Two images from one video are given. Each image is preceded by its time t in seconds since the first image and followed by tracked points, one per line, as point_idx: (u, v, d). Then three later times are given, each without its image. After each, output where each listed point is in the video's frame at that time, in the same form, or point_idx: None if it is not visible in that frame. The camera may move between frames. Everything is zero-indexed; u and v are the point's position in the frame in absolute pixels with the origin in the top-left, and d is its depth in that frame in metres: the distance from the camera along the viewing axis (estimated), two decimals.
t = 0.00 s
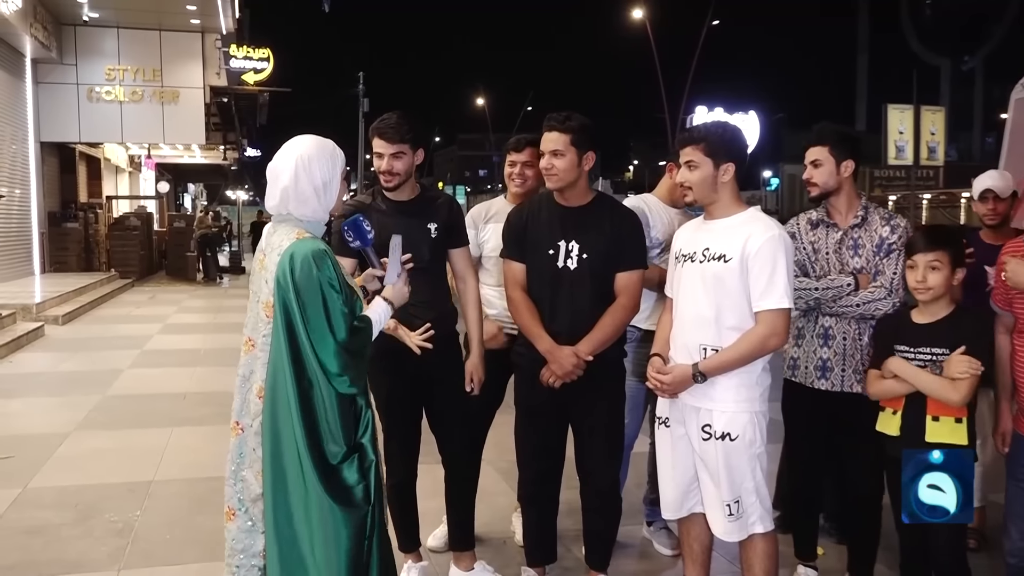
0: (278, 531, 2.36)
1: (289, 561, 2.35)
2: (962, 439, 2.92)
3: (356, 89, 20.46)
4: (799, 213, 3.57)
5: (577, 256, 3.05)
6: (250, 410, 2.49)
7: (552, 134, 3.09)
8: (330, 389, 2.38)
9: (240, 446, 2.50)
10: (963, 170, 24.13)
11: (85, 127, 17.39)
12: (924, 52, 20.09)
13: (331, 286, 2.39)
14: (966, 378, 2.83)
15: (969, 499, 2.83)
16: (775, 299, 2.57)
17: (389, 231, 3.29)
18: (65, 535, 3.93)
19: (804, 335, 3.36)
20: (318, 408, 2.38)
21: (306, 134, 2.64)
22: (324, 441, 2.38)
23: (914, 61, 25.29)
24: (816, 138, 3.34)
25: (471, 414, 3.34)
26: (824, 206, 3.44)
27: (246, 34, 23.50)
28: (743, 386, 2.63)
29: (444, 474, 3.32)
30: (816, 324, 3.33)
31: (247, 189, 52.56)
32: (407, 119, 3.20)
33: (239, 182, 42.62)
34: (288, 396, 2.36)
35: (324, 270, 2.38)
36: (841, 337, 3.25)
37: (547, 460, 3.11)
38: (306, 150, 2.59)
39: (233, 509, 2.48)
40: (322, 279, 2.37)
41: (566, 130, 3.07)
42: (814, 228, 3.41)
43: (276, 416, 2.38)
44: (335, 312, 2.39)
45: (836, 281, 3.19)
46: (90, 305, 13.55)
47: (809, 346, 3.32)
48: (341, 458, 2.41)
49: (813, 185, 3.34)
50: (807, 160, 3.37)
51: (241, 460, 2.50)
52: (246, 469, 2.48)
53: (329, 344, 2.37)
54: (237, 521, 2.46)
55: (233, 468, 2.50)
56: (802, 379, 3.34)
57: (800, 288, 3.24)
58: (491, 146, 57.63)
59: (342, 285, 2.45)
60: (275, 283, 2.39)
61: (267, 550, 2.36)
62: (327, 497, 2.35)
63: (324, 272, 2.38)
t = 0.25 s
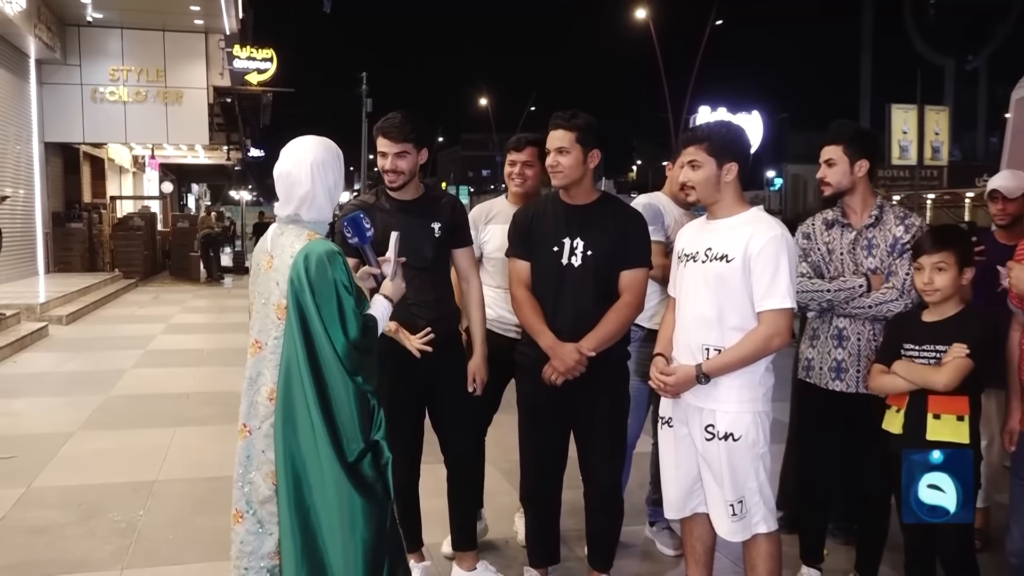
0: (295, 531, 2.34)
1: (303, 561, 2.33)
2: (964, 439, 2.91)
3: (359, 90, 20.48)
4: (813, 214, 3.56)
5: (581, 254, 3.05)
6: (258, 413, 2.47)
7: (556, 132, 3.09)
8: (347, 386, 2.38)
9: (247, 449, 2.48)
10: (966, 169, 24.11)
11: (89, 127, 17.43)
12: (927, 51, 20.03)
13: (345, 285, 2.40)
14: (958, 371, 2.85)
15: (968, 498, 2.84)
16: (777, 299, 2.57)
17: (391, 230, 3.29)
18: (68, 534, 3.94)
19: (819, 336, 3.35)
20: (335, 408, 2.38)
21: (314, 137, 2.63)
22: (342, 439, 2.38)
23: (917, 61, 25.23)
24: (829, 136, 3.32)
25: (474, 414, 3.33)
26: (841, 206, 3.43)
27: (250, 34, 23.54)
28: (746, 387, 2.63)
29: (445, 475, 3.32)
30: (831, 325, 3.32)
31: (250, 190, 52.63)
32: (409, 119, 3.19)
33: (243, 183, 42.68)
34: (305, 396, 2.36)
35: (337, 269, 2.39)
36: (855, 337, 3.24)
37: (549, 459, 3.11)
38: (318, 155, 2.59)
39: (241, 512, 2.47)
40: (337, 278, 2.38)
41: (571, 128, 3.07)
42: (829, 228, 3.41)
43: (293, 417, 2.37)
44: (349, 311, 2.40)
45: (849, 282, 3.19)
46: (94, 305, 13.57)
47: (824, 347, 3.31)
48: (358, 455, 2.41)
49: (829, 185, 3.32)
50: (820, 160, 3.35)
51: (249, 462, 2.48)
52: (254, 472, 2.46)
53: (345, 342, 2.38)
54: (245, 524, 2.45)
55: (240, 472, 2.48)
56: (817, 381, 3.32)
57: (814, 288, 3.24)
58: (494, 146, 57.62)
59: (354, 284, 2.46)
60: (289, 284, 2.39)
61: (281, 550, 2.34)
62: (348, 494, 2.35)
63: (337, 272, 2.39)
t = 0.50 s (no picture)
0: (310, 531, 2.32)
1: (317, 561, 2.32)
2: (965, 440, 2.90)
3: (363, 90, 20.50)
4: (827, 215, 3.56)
5: (585, 252, 3.04)
6: (269, 415, 2.45)
7: (562, 132, 3.09)
8: (363, 384, 2.38)
9: (256, 452, 2.46)
10: (971, 169, 24.05)
11: (93, 127, 17.47)
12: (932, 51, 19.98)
13: (360, 283, 2.41)
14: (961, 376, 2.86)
15: (968, 499, 2.84)
16: (778, 299, 2.56)
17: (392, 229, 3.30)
18: (72, 534, 3.95)
19: (826, 337, 3.35)
20: (351, 405, 2.39)
21: (321, 138, 2.62)
22: (358, 437, 2.38)
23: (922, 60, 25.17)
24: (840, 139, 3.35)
25: (477, 414, 3.34)
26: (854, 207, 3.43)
27: (254, 35, 23.58)
28: (747, 387, 2.62)
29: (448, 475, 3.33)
30: (837, 325, 3.32)
31: (254, 190, 52.72)
32: (413, 120, 3.19)
33: (247, 183, 42.76)
34: (322, 394, 2.36)
35: (352, 268, 2.40)
36: (860, 338, 3.24)
37: (552, 459, 3.11)
38: (326, 155, 2.59)
39: (247, 516, 2.44)
40: (353, 276, 2.39)
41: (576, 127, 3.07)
42: (840, 228, 3.41)
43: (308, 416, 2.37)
44: (365, 308, 2.40)
45: (855, 282, 3.19)
46: (98, 305, 13.60)
47: (830, 347, 3.31)
48: (375, 453, 2.40)
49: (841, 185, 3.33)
50: (835, 160, 3.35)
51: (255, 466, 2.46)
52: (262, 474, 2.45)
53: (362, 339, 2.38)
54: (252, 527, 2.43)
55: (246, 475, 2.45)
56: (821, 381, 3.33)
57: (818, 287, 3.23)
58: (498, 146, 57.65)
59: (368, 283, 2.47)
60: (305, 282, 2.39)
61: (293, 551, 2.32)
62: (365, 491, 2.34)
63: (352, 270, 2.40)
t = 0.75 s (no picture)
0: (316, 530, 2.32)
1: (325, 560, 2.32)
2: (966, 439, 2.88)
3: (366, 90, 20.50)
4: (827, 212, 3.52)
5: (588, 251, 3.04)
6: (273, 415, 2.45)
7: (567, 131, 3.09)
8: (368, 381, 2.39)
9: (259, 452, 2.46)
10: (974, 168, 24.02)
11: (97, 128, 17.50)
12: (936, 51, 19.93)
13: (364, 281, 2.42)
14: (965, 372, 2.84)
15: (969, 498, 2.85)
16: (776, 297, 2.56)
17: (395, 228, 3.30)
18: (75, 533, 3.95)
19: (822, 334, 3.32)
20: (357, 402, 2.40)
21: (324, 137, 2.61)
22: (363, 435, 2.39)
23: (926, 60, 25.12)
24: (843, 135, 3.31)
25: (480, 411, 3.34)
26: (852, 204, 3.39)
27: (257, 35, 23.60)
28: (747, 387, 2.62)
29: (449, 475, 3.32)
30: (832, 323, 3.28)
31: (257, 190, 52.80)
32: (414, 119, 3.19)
33: (250, 184, 42.83)
34: (327, 392, 2.37)
35: (356, 266, 2.42)
36: (856, 337, 3.20)
37: (553, 458, 3.10)
38: (331, 155, 2.59)
39: (251, 517, 2.41)
40: (357, 274, 2.41)
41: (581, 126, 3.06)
42: (839, 226, 3.37)
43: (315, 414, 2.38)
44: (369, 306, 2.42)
45: (852, 280, 3.15)
46: (102, 305, 13.63)
47: (826, 345, 3.27)
48: (380, 449, 2.42)
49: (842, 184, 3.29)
50: (835, 157, 3.32)
51: (260, 465, 2.45)
52: (267, 474, 2.45)
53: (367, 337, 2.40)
54: (256, 528, 2.40)
55: (249, 476, 2.44)
56: (816, 379, 3.29)
57: (814, 285, 3.20)
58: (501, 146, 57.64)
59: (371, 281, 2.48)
60: (309, 281, 2.40)
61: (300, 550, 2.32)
62: (371, 489, 2.35)
63: (356, 269, 2.41)
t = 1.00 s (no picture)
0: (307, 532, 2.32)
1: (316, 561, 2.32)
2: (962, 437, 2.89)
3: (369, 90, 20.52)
4: (810, 211, 3.50)
5: (588, 250, 3.03)
6: (268, 413, 2.45)
7: (567, 130, 3.07)
8: (362, 383, 2.38)
9: (253, 450, 2.45)
10: (978, 167, 23.99)
11: (100, 128, 17.54)
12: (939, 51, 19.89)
13: (360, 282, 2.40)
14: (954, 363, 2.86)
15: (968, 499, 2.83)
16: (770, 294, 2.54)
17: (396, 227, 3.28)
18: (76, 532, 3.96)
19: (803, 332, 3.28)
20: (350, 405, 2.38)
21: (326, 135, 2.61)
22: (357, 437, 2.38)
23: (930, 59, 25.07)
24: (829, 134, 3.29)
25: (479, 410, 3.33)
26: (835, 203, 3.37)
27: (260, 35, 23.63)
28: (743, 386, 2.61)
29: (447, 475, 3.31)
30: (814, 321, 3.25)
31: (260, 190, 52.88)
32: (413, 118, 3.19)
33: (254, 184, 42.89)
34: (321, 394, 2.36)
35: (353, 266, 2.39)
36: (837, 335, 3.18)
37: (551, 458, 3.09)
38: (332, 152, 2.59)
39: (244, 515, 2.42)
40: (353, 275, 2.38)
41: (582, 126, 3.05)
42: (822, 225, 3.34)
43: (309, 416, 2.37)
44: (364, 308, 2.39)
45: (834, 278, 3.11)
46: (105, 305, 13.66)
47: (807, 343, 3.24)
48: (373, 452, 2.41)
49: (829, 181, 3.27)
50: (823, 155, 3.28)
51: (254, 463, 2.46)
52: (260, 473, 2.44)
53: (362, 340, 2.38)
54: (248, 526, 2.41)
55: (244, 474, 2.44)
56: (797, 376, 3.26)
57: (797, 282, 3.16)
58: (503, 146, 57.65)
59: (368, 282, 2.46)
60: (305, 281, 2.39)
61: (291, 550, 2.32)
62: (362, 492, 2.35)
63: (352, 270, 2.39)
